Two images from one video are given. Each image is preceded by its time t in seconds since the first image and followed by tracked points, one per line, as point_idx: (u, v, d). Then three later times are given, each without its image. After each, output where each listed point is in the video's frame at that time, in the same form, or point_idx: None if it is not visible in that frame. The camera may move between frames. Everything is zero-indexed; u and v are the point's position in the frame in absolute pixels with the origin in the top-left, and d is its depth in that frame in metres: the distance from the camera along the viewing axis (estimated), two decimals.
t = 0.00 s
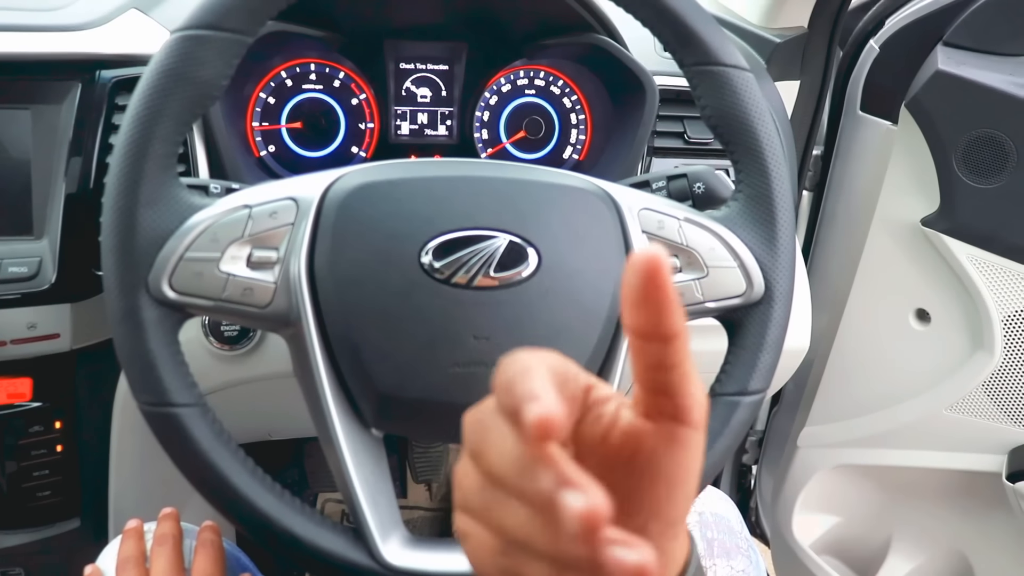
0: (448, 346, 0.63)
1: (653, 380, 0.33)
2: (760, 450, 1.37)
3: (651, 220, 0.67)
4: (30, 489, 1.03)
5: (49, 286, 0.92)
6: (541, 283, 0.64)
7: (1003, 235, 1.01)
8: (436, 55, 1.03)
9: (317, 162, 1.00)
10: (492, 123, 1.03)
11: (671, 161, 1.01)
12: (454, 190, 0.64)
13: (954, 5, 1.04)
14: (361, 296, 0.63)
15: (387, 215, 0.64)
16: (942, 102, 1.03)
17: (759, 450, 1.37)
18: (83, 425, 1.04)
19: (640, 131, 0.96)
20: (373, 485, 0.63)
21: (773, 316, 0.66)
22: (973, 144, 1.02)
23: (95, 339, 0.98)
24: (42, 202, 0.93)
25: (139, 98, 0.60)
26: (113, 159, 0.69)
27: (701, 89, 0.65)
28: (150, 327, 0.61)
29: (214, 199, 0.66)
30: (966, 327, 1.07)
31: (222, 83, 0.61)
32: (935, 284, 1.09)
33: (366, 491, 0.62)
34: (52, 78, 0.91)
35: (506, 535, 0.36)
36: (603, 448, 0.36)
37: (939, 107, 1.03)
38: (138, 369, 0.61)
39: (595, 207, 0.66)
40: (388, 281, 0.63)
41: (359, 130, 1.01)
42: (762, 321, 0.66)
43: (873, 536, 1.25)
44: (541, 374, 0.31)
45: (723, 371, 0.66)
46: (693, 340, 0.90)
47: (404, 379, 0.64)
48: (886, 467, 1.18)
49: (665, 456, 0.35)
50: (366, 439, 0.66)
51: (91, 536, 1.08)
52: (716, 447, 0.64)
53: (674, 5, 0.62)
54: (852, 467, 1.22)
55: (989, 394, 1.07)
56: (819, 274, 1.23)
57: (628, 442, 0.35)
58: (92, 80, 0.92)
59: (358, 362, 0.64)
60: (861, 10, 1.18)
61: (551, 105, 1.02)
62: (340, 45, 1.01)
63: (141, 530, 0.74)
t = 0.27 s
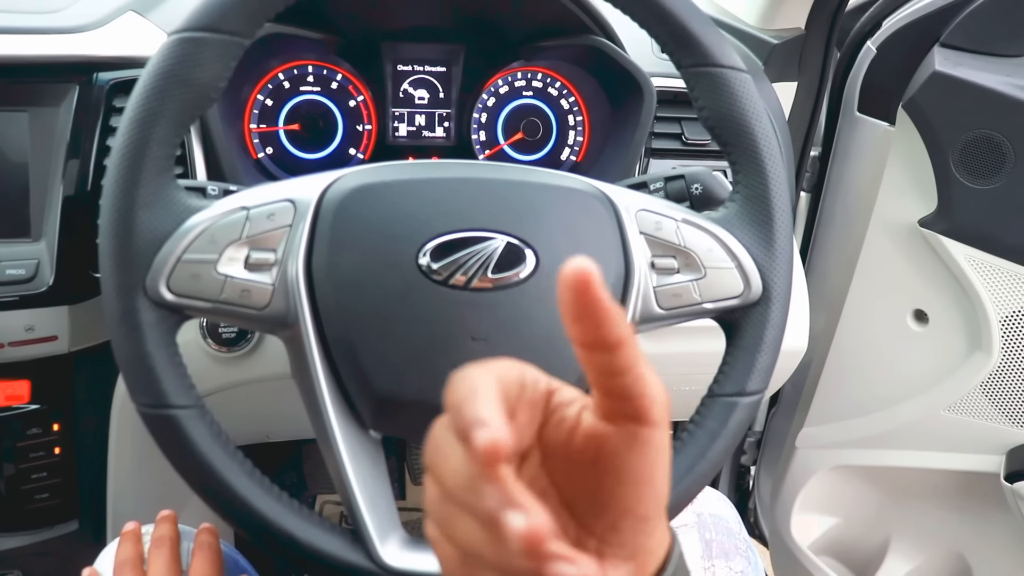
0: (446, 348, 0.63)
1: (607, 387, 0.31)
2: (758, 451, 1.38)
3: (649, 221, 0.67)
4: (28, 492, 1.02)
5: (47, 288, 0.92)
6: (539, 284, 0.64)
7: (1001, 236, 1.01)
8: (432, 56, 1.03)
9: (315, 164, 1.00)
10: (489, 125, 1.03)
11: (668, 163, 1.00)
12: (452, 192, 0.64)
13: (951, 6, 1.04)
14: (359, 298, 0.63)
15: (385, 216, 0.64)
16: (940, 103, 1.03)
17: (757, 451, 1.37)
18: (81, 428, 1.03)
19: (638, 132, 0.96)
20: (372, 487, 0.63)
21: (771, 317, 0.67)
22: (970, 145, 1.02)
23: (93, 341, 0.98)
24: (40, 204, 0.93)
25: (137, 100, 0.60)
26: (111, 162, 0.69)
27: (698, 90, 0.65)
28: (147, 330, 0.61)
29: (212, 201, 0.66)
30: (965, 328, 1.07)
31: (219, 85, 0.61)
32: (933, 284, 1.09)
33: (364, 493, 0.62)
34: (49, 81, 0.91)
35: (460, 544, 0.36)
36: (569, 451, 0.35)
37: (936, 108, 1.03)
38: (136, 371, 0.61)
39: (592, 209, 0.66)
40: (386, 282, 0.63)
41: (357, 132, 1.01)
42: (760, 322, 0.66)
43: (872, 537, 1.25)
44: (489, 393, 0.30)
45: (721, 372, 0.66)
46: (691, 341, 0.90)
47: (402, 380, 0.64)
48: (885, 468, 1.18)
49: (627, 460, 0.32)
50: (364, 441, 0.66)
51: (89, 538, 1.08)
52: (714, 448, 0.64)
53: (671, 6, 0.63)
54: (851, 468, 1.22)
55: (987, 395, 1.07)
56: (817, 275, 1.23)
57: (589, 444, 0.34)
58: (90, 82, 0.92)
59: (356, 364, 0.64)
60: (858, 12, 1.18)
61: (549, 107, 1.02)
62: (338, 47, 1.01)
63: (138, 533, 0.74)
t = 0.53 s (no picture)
0: (446, 349, 0.63)
1: (726, 374, 0.41)
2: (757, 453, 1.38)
3: (649, 223, 0.67)
4: (28, 493, 1.02)
5: (47, 289, 0.92)
6: (538, 286, 0.64)
7: (1000, 238, 1.02)
8: (432, 58, 1.03)
9: (315, 166, 1.00)
10: (489, 127, 1.03)
11: (668, 164, 1.01)
12: (452, 193, 0.64)
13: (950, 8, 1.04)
14: (358, 300, 0.63)
15: (385, 218, 0.64)
16: (939, 105, 1.03)
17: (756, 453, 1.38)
18: (81, 429, 1.03)
19: (638, 134, 0.95)
20: (372, 488, 0.63)
21: (771, 319, 0.66)
22: (970, 147, 1.02)
23: (93, 343, 0.98)
24: (40, 205, 0.93)
25: (137, 102, 0.60)
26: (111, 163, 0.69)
27: (698, 92, 0.65)
28: (148, 331, 0.61)
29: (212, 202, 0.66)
30: (964, 331, 1.07)
31: (220, 87, 0.61)
32: (932, 286, 1.09)
33: (364, 494, 0.62)
34: (49, 82, 0.91)
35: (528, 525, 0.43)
36: (665, 429, 0.44)
37: (936, 110, 1.03)
38: (136, 373, 0.61)
39: (593, 210, 0.66)
40: (386, 284, 0.63)
41: (357, 133, 1.01)
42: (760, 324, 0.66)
43: (871, 538, 1.25)
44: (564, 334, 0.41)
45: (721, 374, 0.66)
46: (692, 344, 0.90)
47: (402, 382, 0.64)
48: (884, 469, 1.19)
49: (719, 445, 0.43)
50: (365, 442, 0.66)
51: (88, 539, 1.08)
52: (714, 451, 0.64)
53: (671, 8, 0.63)
54: (850, 469, 1.22)
55: (986, 396, 1.07)
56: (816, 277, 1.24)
57: (688, 425, 0.43)
58: (90, 83, 0.92)
59: (356, 366, 0.64)
60: (857, 13, 1.18)
61: (548, 109, 1.02)
62: (338, 49, 1.01)
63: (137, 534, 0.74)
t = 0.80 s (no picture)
0: (444, 349, 0.63)
1: (853, 350, 0.39)
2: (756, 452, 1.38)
3: (646, 223, 0.67)
4: (26, 495, 1.02)
5: (44, 290, 0.92)
6: (536, 286, 0.64)
7: (999, 237, 1.02)
8: (430, 59, 1.03)
9: (313, 166, 1.00)
10: (487, 127, 1.03)
11: (665, 164, 1.01)
12: (449, 193, 0.64)
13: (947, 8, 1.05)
14: (356, 300, 0.63)
15: (381, 218, 0.63)
16: (937, 104, 1.03)
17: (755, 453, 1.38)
18: (79, 430, 1.03)
19: (635, 134, 0.96)
20: (370, 488, 0.63)
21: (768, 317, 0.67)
22: (967, 146, 1.02)
23: (92, 344, 0.98)
24: (37, 206, 0.93)
25: (134, 102, 0.60)
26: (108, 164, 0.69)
27: (696, 91, 0.65)
28: (145, 332, 0.61)
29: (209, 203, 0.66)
30: (963, 331, 1.07)
31: (217, 87, 0.61)
32: (931, 285, 1.09)
33: (363, 495, 0.62)
34: (46, 83, 0.91)
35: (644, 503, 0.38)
36: (776, 405, 0.40)
37: (934, 109, 1.03)
38: (134, 374, 0.61)
39: (591, 210, 0.66)
40: (384, 284, 0.63)
41: (354, 134, 1.01)
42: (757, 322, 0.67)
43: (871, 538, 1.24)
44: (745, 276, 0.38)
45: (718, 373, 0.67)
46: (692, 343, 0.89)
47: (400, 382, 0.64)
48: (882, 469, 1.18)
49: (832, 431, 0.40)
50: (363, 443, 0.66)
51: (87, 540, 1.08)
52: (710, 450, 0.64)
53: (668, 7, 0.63)
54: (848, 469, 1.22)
55: (985, 395, 1.07)
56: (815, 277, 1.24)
57: (804, 400, 0.40)
58: (87, 84, 0.92)
59: (354, 366, 0.64)
60: (855, 12, 1.18)
61: (546, 109, 1.02)
62: (336, 49, 1.01)
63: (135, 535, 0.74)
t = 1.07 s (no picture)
0: (444, 349, 0.63)
1: (783, 349, 0.39)
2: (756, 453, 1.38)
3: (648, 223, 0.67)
4: (25, 495, 1.02)
5: (44, 291, 0.92)
6: (537, 286, 0.64)
7: (1000, 237, 1.01)
8: (431, 59, 1.03)
9: (313, 166, 1.00)
10: (487, 127, 1.03)
11: (666, 164, 1.00)
12: (450, 194, 0.64)
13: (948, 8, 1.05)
14: (356, 300, 0.63)
15: (382, 219, 0.63)
16: (938, 104, 1.03)
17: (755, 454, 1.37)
18: (79, 430, 1.03)
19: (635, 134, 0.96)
20: (371, 487, 0.63)
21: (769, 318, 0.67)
22: (968, 147, 1.02)
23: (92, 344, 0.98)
24: (37, 206, 0.93)
25: (134, 101, 0.60)
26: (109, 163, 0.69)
27: (697, 91, 0.65)
28: (145, 332, 0.61)
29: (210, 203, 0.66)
30: (963, 331, 1.07)
31: (217, 87, 0.61)
32: (931, 285, 1.09)
33: (363, 495, 0.62)
34: (46, 82, 0.91)
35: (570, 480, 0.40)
36: (710, 404, 0.41)
37: (934, 110, 1.03)
38: (134, 374, 0.61)
39: (592, 210, 0.66)
40: (384, 284, 0.63)
41: (354, 134, 1.01)
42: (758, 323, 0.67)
43: (869, 537, 1.25)
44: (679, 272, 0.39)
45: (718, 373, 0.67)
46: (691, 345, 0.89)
47: (399, 381, 0.64)
48: (883, 469, 1.18)
49: (768, 423, 0.40)
50: (363, 443, 0.66)
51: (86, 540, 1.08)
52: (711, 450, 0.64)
53: (668, 7, 0.63)
54: (848, 469, 1.22)
55: (985, 396, 1.06)
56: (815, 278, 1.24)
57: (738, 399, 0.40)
58: (87, 84, 0.92)
59: (354, 366, 0.64)
60: (855, 13, 1.18)
61: (546, 109, 1.02)
62: (336, 50, 1.01)
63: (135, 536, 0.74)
